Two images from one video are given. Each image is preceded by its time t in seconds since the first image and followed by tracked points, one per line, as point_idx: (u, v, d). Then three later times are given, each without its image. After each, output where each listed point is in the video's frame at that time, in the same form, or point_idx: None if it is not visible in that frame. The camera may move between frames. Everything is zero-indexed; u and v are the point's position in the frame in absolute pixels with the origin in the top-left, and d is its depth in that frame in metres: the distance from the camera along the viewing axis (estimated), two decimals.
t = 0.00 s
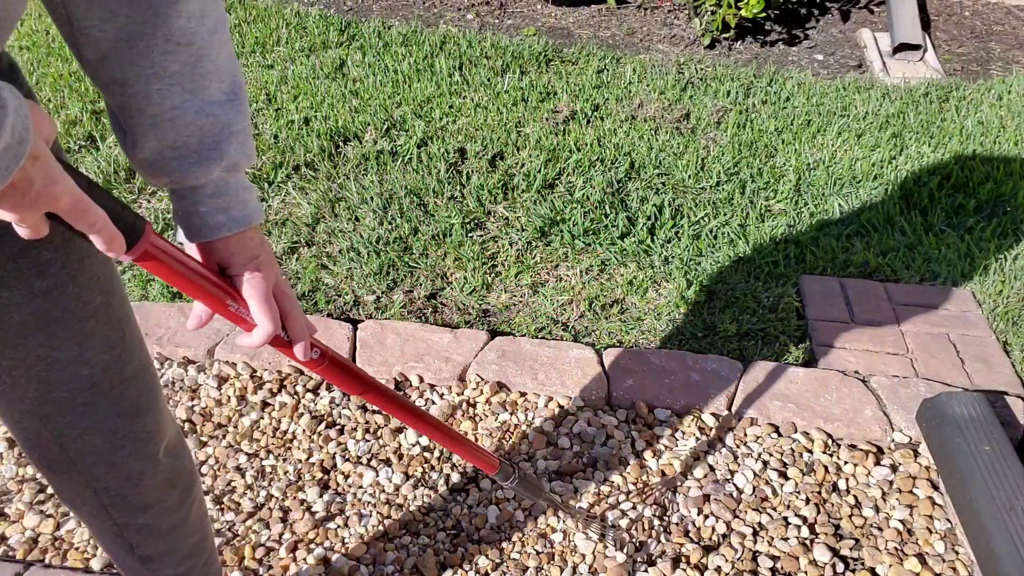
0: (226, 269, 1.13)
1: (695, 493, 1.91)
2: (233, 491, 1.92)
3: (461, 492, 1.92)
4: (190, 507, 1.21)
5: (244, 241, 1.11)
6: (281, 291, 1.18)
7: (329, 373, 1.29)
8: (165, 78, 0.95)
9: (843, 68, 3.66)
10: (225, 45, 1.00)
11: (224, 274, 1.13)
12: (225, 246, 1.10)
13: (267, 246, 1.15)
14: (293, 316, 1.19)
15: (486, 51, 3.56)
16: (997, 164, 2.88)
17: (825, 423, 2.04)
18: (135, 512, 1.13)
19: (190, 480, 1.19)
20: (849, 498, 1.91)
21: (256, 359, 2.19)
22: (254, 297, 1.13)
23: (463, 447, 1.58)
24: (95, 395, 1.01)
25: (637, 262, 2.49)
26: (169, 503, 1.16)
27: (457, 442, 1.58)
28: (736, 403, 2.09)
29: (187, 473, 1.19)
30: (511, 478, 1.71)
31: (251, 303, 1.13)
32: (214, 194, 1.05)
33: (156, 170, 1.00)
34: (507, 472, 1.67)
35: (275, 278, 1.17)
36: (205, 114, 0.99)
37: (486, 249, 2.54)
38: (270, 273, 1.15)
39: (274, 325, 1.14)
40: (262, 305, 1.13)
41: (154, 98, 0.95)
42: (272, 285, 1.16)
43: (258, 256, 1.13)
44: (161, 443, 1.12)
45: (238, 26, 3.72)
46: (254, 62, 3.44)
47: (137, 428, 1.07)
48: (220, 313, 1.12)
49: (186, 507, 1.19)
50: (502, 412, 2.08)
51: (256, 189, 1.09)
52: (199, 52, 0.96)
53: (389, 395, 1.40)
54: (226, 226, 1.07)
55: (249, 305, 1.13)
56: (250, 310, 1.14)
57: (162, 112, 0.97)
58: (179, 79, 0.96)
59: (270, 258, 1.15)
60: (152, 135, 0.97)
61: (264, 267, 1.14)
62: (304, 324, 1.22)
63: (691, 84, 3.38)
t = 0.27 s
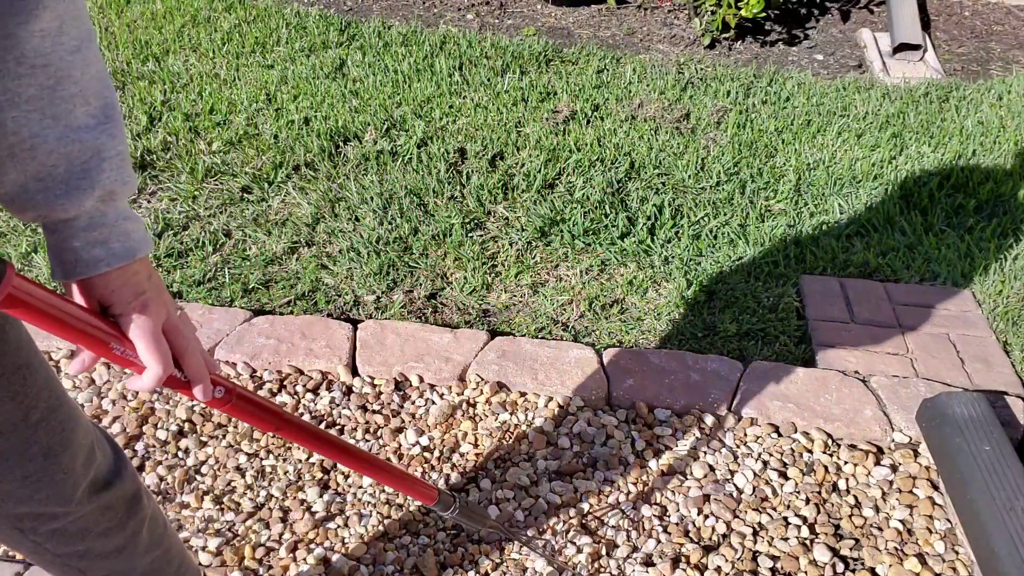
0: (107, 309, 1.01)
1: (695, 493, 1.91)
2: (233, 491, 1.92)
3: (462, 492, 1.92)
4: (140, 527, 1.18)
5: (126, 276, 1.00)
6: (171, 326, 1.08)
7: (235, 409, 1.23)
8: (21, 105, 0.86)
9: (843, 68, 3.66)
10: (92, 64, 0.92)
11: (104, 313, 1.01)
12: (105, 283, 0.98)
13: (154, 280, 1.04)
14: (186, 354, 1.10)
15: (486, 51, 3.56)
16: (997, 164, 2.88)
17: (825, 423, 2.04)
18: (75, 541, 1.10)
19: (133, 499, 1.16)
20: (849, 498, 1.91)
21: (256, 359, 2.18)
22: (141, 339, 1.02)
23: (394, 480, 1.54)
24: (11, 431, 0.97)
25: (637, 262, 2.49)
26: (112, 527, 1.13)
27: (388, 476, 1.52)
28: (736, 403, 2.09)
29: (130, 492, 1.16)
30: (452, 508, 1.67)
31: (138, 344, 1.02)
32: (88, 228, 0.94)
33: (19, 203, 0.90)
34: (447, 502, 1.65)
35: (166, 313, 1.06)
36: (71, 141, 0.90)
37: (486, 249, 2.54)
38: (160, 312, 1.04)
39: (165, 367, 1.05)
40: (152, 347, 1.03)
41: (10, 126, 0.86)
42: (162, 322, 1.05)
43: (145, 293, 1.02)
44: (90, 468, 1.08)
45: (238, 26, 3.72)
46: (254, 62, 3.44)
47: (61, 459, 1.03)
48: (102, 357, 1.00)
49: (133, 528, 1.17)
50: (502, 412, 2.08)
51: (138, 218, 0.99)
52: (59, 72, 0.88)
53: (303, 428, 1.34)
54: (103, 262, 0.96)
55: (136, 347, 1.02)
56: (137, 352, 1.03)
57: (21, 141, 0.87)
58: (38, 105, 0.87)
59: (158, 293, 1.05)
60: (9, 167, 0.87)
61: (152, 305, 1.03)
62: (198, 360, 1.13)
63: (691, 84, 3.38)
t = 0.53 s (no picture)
0: (19, 317, 0.94)
1: (695, 493, 1.91)
2: (233, 491, 1.92)
3: (461, 492, 1.92)
4: (104, 525, 1.20)
5: (37, 281, 0.93)
6: (92, 334, 1.01)
7: (171, 422, 1.14)
8: None
9: (843, 68, 3.66)
10: None
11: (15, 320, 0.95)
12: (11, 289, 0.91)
13: (69, 285, 0.97)
14: (110, 364, 1.02)
15: (486, 51, 3.56)
16: (997, 164, 2.88)
17: (825, 423, 2.04)
18: (54, 537, 1.11)
19: (98, 494, 1.19)
20: (849, 498, 1.91)
21: (256, 359, 2.18)
22: (56, 348, 0.95)
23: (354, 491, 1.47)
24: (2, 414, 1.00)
25: (636, 262, 2.49)
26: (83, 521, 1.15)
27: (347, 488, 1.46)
28: (736, 403, 2.09)
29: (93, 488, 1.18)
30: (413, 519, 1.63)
31: (53, 353, 0.95)
32: None
33: None
34: (408, 513, 1.59)
35: (84, 320, 0.99)
36: None
37: (486, 249, 2.54)
38: (75, 319, 0.97)
39: (83, 378, 0.97)
40: (68, 356, 0.96)
41: None
42: (79, 330, 0.98)
43: (57, 299, 0.95)
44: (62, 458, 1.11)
45: (238, 25, 3.72)
46: (254, 62, 3.44)
47: (42, 443, 1.06)
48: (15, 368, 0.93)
49: (100, 525, 1.19)
50: (502, 412, 2.08)
51: (46, 220, 0.93)
52: None
53: (249, 441, 1.25)
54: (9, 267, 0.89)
55: (51, 356, 0.95)
56: (53, 362, 0.96)
57: None
58: None
59: (75, 297, 0.97)
60: None
61: (66, 312, 0.96)
62: (126, 371, 1.05)
63: (691, 84, 3.37)
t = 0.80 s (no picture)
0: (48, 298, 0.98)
1: (695, 493, 1.91)
2: (233, 491, 1.92)
3: (462, 492, 1.92)
4: (107, 516, 1.25)
5: (63, 262, 0.96)
6: (118, 313, 1.04)
7: (192, 400, 1.19)
8: None
9: (843, 68, 3.66)
10: (26, 57, 0.94)
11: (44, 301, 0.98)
12: (40, 270, 0.95)
13: (93, 266, 1.01)
14: (137, 342, 1.06)
15: (486, 51, 3.56)
16: (996, 164, 2.88)
17: (825, 423, 2.04)
18: (55, 529, 1.15)
19: (104, 487, 1.23)
20: (849, 498, 1.91)
21: (256, 359, 2.18)
22: (86, 327, 0.98)
23: (360, 467, 1.54)
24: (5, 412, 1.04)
25: (636, 262, 2.49)
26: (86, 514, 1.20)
27: (353, 464, 1.52)
28: (736, 403, 2.09)
29: (100, 480, 1.22)
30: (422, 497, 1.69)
31: (83, 332, 0.98)
32: (19, 211, 0.92)
33: None
34: (416, 491, 1.66)
35: (110, 299, 1.02)
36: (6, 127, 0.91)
37: (486, 249, 2.54)
38: (102, 298, 1.00)
39: (114, 355, 1.00)
40: (97, 334, 0.98)
41: None
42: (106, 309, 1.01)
43: (84, 278, 0.98)
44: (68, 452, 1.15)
45: (238, 25, 3.72)
46: (254, 62, 3.44)
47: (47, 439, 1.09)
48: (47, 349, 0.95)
49: (104, 516, 1.23)
50: (502, 412, 2.08)
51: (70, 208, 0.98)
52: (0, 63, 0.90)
53: (260, 417, 1.31)
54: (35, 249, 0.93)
55: (81, 335, 0.98)
56: (83, 341, 0.98)
57: None
58: None
59: (99, 278, 1.01)
60: None
61: (93, 291, 0.99)
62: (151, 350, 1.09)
63: (691, 84, 3.37)
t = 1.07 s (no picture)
0: (135, 210, 1.11)
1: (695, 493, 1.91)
2: (233, 491, 1.92)
3: (462, 492, 1.92)
4: (141, 499, 1.26)
5: (144, 173, 1.11)
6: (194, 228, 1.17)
7: (263, 315, 1.29)
8: (45, 10, 0.99)
9: (843, 68, 3.66)
10: None
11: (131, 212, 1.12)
12: (127, 181, 1.10)
13: (172, 181, 1.15)
14: (213, 254, 1.19)
15: (486, 51, 3.56)
16: (996, 164, 2.88)
17: (825, 423, 2.04)
18: (92, 505, 1.17)
19: (139, 470, 1.24)
20: (849, 498, 1.91)
21: (256, 359, 2.18)
22: (169, 234, 1.10)
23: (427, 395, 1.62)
24: (54, 379, 1.07)
25: (637, 262, 2.49)
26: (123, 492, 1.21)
27: (420, 391, 1.60)
28: (736, 403, 2.09)
29: (138, 461, 1.24)
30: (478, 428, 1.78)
31: (166, 239, 1.10)
32: (103, 123, 1.06)
33: (38, 99, 1.02)
34: (473, 421, 1.76)
35: (189, 211, 1.16)
36: (87, 43, 1.03)
37: (486, 249, 2.54)
38: (181, 207, 1.13)
39: (194, 262, 1.12)
40: (179, 241, 1.11)
41: (27, 27, 0.98)
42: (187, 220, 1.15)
43: (164, 189, 1.12)
44: (111, 427, 1.17)
45: (238, 25, 3.72)
46: (254, 62, 3.44)
47: (90, 413, 1.12)
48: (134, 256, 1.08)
49: (139, 498, 1.24)
50: (502, 412, 2.08)
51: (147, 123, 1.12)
52: None
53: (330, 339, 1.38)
54: (119, 157, 1.07)
55: (164, 244, 1.10)
56: (165, 248, 1.11)
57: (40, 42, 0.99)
58: (55, 13, 1.00)
59: (178, 191, 1.15)
60: (32, 66, 1.00)
61: (173, 201, 1.13)
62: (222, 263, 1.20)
63: (691, 84, 3.37)
